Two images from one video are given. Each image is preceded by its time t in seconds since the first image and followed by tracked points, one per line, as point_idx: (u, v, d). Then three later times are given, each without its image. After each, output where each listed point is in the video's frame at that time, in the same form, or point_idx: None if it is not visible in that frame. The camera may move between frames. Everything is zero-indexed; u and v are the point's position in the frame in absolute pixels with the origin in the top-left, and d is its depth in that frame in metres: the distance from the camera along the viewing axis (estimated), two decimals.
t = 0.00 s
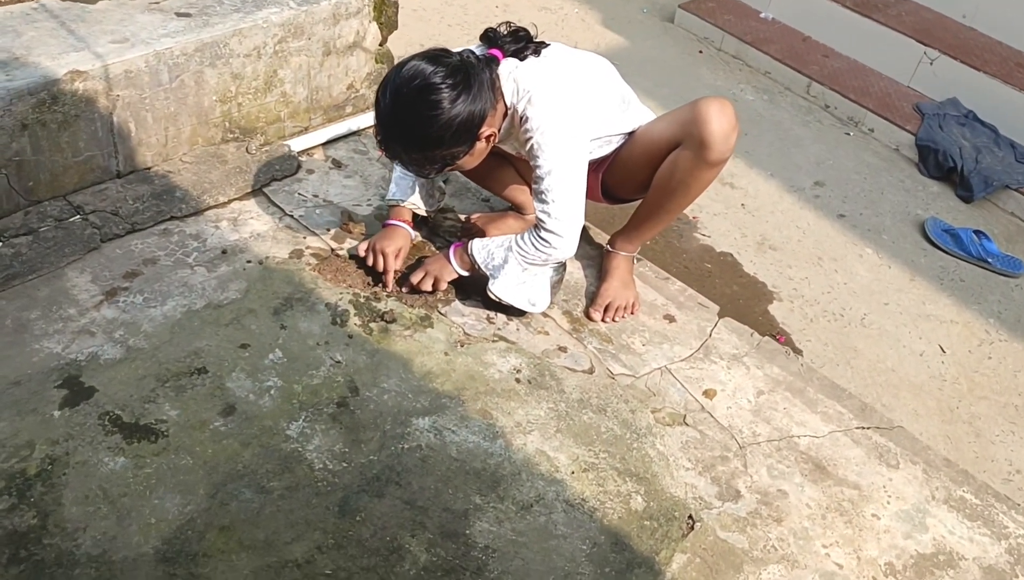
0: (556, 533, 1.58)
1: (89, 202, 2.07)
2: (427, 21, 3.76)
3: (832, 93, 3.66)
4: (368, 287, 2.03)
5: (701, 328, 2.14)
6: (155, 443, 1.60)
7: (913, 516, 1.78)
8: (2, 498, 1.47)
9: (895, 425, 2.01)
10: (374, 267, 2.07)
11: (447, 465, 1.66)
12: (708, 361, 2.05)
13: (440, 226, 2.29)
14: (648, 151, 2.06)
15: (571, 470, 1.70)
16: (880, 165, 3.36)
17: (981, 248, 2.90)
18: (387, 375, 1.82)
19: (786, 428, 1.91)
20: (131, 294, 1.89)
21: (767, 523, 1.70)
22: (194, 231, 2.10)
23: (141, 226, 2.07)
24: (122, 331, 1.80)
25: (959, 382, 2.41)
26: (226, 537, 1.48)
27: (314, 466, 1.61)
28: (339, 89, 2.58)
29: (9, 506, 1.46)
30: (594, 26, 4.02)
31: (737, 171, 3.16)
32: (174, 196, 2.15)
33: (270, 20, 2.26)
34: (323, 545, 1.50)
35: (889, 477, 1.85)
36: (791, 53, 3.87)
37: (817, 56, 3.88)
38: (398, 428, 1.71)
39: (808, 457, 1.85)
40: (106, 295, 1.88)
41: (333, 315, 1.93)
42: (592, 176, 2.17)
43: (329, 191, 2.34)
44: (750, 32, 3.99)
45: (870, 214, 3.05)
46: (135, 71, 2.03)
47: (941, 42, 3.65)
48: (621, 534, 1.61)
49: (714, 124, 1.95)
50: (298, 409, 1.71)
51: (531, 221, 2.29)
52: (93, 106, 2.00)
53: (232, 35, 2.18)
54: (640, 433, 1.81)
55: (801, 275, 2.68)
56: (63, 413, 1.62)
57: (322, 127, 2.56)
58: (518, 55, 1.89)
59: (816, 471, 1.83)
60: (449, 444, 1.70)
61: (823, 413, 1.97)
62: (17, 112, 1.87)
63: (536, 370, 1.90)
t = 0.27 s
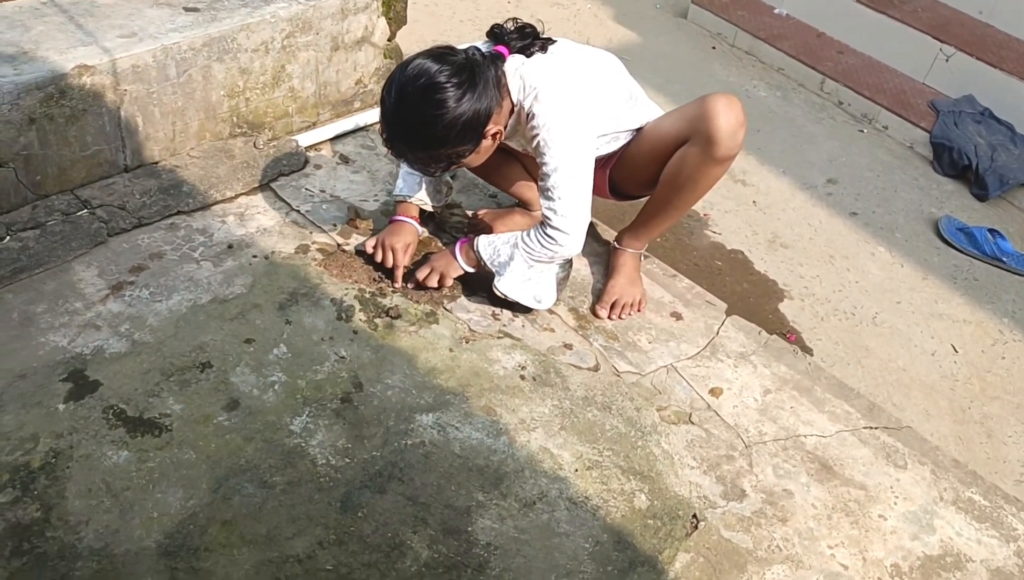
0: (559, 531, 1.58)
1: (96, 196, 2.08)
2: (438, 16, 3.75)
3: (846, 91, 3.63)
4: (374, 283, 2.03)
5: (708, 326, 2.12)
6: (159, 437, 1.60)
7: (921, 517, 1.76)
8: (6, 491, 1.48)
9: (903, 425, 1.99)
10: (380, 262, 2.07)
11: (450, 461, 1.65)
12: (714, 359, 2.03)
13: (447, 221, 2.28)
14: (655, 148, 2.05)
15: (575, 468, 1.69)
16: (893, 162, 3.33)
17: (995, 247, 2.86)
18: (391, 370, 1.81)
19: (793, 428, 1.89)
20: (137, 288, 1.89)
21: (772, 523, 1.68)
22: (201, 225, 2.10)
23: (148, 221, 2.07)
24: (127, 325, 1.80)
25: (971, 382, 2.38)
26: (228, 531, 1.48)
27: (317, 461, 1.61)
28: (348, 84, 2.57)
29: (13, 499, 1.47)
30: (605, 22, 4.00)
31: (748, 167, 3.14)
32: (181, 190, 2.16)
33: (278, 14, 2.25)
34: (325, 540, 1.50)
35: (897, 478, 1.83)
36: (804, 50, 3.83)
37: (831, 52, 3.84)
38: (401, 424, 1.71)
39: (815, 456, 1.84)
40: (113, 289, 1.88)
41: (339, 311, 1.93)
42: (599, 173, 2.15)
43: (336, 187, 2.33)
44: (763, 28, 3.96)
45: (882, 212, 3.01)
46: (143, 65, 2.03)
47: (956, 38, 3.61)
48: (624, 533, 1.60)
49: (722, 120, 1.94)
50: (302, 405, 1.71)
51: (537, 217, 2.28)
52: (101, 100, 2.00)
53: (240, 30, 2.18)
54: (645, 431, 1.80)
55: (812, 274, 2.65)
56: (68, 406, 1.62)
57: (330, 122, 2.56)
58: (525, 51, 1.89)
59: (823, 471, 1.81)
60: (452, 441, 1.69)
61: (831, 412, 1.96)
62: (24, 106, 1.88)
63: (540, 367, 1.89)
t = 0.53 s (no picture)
0: (574, 527, 1.57)
1: (115, 190, 2.09)
2: (455, 12, 3.74)
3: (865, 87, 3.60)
4: (390, 278, 2.03)
5: (726, 323, 2.11)
6: (176, 430, 1.60)
7: (939, 517, 1.74)
8: (26, 481, 1.49)
9: (922, 424, 1.97)
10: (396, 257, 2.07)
11: (466, 456, 1.65)
12: (731, 356, 2.02)
13: (463, 217, 2.28)
14: (673, 143, 2.04)
15: (591, 464, 1.68)
16: (913, 160, 3.30)
17: (1016, 245, 2.81)
18: (407, 365, 1.81)
19: (810, 425, 1.88)
20: (155, 281, 1.90)
21: (789, 521, 1.67)
22: (218, 219, 2.11)
23: (166, 215, 2.08)
24: (146, 318, 1.81)
25: (990, 382, 2.35)
26: (245, 524, 1.49)
27: (334, 455, 1.61)
28: (364, 80, 2.58)
29: (32, 490, 1.48)
30: (622, 18, 3.99)
31: (765, 164, 3.12)
32: (199, 185, 2.17)
33: (295, 9, 2.26)
34: (341, 533, 1.50)
35: (916, 477, 1.82)
36: (822, 46, 3.81)
37: (849, 49, 3.80)
38: (417, 418, 1.71)
39: (832, 454, 1.82)
40: (131, 282, 1.89)
41: (355, 305, 1.93)
42: (617, 168, 2.14)
43: (353, 182, 2.34)
44: (781, 24, 3.94)
45: (901, 210, 2.99)
46: (161, 59, 2.05)
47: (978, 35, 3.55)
48: (640, 529, 1.59)
49: (741, 116, 1.92)
50: (318, 398, 1.71)
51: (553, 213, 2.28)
52: (120, 94, 2.02)
53: (257, 24, 2.19)
54: (661, 427, 1.79)
55: (830, 271, 2.63)
56: (86, 398, 1.63)
57: (347, 117, 2.56)
58: (542, 47, 1.88)
59: (840, 469, 1.80)
60: (468, 435, 1.69)
61: (848, 410, 1.94)
62: (44, 99, 1.89)
63: (557, 362, 1.89)
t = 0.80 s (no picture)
0: (590, 527, 1.57)
1: (134, 187, 2.11)
2: (472, 12, 3.75)
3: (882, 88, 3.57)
4: (407, 276, 2.03)
5: (742, 323, 2.10)
6: (194, 427, 1.61)
7: (957, 520, 1.73)
8: (46, 477, 1.50)
9: (940, 426, 1.96)
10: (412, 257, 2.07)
11: (482, 455, 1.65)
12: (748, 356, 2.01)
13: (480, 216, 2.28)
14: (690, 143, 2.03)
15: (607, 464, 1.68)
16: (931, 160, 3.27)
17: None
18: (423, 364, 1.81)
19: (827, 427, 1.87)
20: (174, 279, 1.91)
21: (806, 523, 1.66)
22: (236, 217, 2.12)
23: (185, 212, 2.10)
24: (164, 315, 1.82)
25: (1009, 384, 2.32)
26: (262, 520, 1.49)
27: (350, 453, 1.62)
28: (382, 79, 2.58)
29: (52, 485, 1.49)
30: (639, 17, 3.97)
31: (782, 165, 3.10)
32: (217, 182, 2.18)
33: (314, 8, 2.27)
34: (358, 531, 1.50)
35: (934, 479, 1.80)
36: (840, 46, 3.78)
37: (867, 49, 3.78)
38: (433, 417, 1.71)
39: (849, 456, 1.81)
40: (150, 280, 1.91)
41: (372, 303, 1.93)
42: (634, 167, 2.14)
43: (370, 180, 2.34)
44: (798, 24, 3.92)
45: (919, 211, 2.97)
46: (181, 58, 2.06)
47: (997, 36, 3.52)
48: (656, 529, 1.59)
49: (760, 115, 1.91)
50: (335, 396, 1.72)
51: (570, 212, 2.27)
52: (140, 92, 2.03)
53: (276, 23, 2.20)
54: (677, 428, 1.78)
55: (847, 272, 2.62)
56: (106, 394, 1.64)
57: (364, 116, 2.57)
58: (561, 46, 1.88)
59: (857, 471, 1.78)
60: (484, 435, 1.69)
61: (866, 412, 1.93)
62: (66, 97, 1.91)
63: (573, 362, 1.89)
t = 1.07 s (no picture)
0: (605, 528, 1.57)
1: (152, 187, 2.12)
2: (487, 13, 3.75)
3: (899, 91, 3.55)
4: (423, 277, 2.04)
5: (758, 326, 2.10)
6: (212, 425, 1.62)
7: (975, 524, 1.72)
8: (66, 474, 1.51)
9: (957, 430, 1.95)
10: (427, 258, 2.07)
11: (497, 456, 1.65)
12: (764, 359, 2.01)
13: (496, 217, 2.29)
14: (707, 145, 2.03)
15: (622, 465, 1.68)
16: (947, 163, 3.25)
17: None
18: (439, 364, 1.82)
19: (844, 430, 1.86)
20: (192, 278, 1.93)
21: (822, 526, 1.66)
22: (254, 218, 2.13)
23: (203, 213, 2.11)
24: (183, 314, 1.83)
25: None
26: (280, 519, 1.50)
27: (367, 452, 1.62)
28: (398, 80, 2.59)
29: (72, 482, 1.50)
30: (654, 19, 3.97)
31: (798, 167, 3.09)
32: (235, 183, 2.19)
33: (332, 10, 2.28)
34: (374, 530, 1.51)
35: (951, 483, 1.79)
36: (856, 48, 3.77)
37: (884, 51, 3.76)
38: (449, 417, 1.71)
39: (866, 460, 1.80)
40: (168, 279, 1.92)
41: (388, 304, 1.94)
42: (650, 169, 2.14)
43: (386, 181, 2.35)
44: (814, 26, 3.90)
45: (936, 214, 2.95)
46: (200, 59, 2.07)
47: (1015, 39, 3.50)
48: (671, 531, 1.58)
49: (777, 117, 1.91)
50: (352, 396, 1.72)
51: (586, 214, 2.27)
52: (159, 93, 2.05)
53: (294, 25, 2.21)
54: (693, 430, 1.78)
55: (863, 275, 2.60)
56: (125, 392, 1.66)
57: (381, 117, 2.58)
58: (580, 46, 1.88)
59: (874, 475, 1.77)
60: (500, 435, 1.69)
61: (883, 415, 1.92)
62: (86, 98, 1.92)
63: (589, 364, 1.89)
